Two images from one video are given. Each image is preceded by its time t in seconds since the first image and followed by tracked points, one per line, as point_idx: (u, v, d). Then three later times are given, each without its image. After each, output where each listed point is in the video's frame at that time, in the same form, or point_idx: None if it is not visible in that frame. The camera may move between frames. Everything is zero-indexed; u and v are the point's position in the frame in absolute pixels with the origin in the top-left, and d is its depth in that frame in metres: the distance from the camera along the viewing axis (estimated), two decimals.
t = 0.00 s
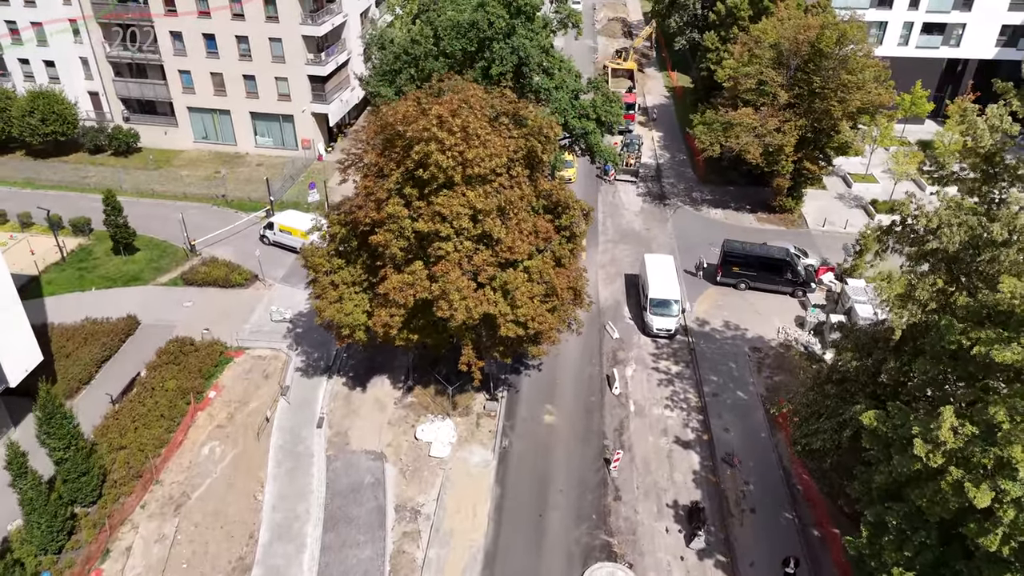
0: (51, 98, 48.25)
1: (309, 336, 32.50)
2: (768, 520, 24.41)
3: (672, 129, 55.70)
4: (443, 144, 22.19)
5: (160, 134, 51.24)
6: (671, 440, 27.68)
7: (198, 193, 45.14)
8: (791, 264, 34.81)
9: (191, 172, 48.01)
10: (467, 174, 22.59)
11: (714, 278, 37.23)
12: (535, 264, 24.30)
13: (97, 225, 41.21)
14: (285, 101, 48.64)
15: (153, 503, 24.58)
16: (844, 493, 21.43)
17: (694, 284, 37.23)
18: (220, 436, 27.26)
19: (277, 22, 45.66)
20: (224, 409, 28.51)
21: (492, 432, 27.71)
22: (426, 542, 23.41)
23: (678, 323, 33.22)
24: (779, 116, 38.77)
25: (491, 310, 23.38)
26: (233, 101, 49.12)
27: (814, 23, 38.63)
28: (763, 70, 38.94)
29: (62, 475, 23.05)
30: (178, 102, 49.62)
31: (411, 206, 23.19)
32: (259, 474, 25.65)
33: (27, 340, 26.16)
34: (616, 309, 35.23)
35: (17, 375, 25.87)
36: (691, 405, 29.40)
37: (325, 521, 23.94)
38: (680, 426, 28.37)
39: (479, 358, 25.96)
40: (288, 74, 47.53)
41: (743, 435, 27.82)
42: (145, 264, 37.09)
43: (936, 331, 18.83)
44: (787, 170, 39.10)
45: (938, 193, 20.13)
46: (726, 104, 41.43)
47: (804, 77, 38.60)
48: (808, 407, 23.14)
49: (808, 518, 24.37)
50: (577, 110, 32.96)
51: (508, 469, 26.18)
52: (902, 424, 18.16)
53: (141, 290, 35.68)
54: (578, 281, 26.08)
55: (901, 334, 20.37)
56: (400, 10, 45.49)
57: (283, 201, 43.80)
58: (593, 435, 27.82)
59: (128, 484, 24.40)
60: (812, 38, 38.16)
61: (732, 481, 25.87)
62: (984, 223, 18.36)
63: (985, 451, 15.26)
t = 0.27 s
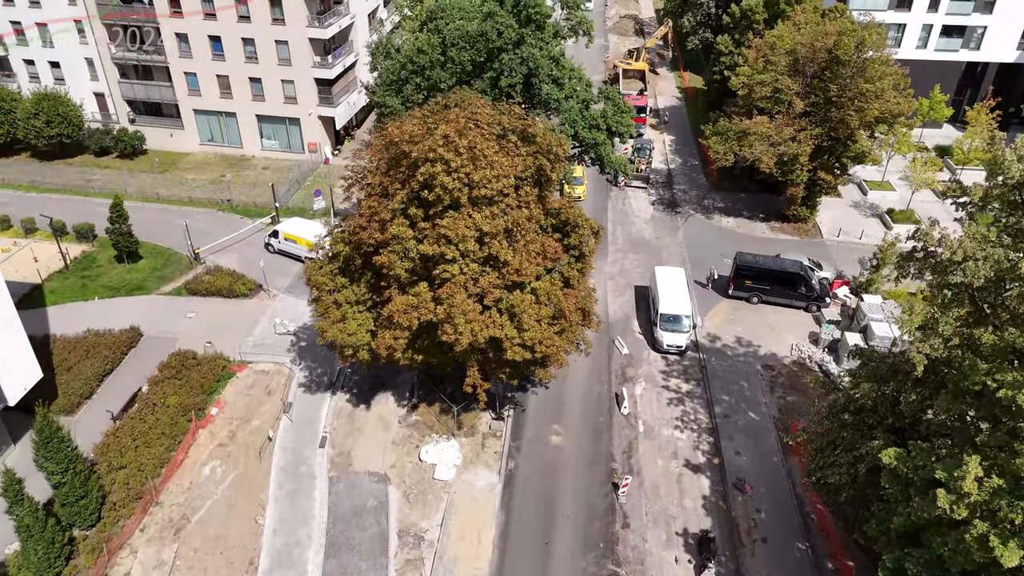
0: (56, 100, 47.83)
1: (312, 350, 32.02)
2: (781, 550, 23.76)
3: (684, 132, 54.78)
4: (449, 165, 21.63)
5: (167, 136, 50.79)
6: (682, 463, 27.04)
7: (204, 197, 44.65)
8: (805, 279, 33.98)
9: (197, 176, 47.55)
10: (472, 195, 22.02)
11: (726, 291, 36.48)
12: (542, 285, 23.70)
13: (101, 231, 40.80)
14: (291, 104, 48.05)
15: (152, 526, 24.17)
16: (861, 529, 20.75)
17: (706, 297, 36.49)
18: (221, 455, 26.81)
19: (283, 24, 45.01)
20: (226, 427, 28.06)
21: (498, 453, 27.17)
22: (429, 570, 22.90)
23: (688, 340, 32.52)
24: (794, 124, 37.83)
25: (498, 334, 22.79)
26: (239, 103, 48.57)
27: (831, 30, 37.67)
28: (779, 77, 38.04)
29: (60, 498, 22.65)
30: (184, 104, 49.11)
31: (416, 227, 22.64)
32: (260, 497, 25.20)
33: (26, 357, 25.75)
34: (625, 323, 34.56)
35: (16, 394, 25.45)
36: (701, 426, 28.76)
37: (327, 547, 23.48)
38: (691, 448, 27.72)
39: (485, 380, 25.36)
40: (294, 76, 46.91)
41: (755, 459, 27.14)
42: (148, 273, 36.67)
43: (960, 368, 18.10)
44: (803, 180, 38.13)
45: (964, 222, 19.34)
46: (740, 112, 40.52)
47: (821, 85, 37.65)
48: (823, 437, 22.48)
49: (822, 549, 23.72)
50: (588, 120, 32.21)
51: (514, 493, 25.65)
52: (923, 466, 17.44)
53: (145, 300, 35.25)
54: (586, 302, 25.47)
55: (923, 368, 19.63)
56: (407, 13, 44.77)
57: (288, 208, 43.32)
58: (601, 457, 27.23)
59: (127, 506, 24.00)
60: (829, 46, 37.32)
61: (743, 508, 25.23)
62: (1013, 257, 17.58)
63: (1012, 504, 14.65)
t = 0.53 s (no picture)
0: (56, 103, 47.28)
1: (312, 366, 31.50)
2: None
3: (692, 136, 53.94)
4: (451, 190, 20.99)
5: (168, 139, 50.24)
6: (689, 488, 26.44)
7: (205, 203, 44.09)
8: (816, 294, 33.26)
9: (198, 180, 47.01)
10: (475, 220, 21.39)
11: (734, 305, 35.78)
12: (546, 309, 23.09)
13: (100, 239, 40.31)
14: (293, 108, 47.41)
15: (149, 551, 23.73)
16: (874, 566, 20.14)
17: (713, 311, 35.79)
18: (219, 477, 26.34)
19: (286, 27, 44.32)
20: (224, 447, 27.58)
21: (501, 476, 26.62)
22: None
23: (695, 356, 31.86)
24: (805, 134, 37.03)
25: (501, 360, 22.21)
26: (241, 107, 47.94)
27: (844, 38, 36.82)
28: (790, 86, 37.20)
29: (55, 525, 22.23)
30: (186, 107, 48.50)
31: (418, 251, 22.01)
32: (258, 521, 24.73)
33: (20, 378, 25.27)
34: (631, 338, 33.91)
35: (11, 415, 24.87)
36: (709, 448, 28.15)
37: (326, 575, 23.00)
38: (698, 472, 27.12)
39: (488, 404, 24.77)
40: (297, 80, 46.23)
41: (764, 483, 26.53)
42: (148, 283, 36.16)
43: (981, 407, 17.44)
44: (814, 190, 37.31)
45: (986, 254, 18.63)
46: (750, 121, 39.72)
47: (833, 93, 36.81)
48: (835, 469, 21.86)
49: None
50: (595, 132, 31.43)
51: (517, 519, 25.12)
52: (941, 510, 16.82)
53: (144, 312, 34.78)
54: (592, 325, 24.85)
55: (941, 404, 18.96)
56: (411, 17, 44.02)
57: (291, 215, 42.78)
58: (606, 481, 26.65)
59: (123, 531, 23.62)
60: (842, 54, 36.48)
61: (752, 536, 24.64)
62: None
63: None
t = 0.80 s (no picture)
0: (52, 108, 46.65)
1: (310, 383, 30.97)
2: None
3: (696, 140, 53.19)
4: (450, 216, 20.43)
5: (166, 144, 49.60)
6: (693, 513, 25.89)
7: (202, 210, 43.51)
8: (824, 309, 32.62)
9: (196, 186, 46.40)
10: (475, 246, 20.81)
11: (739, 319, 35.15)
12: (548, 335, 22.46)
13: (96, 248, 39.75)
14: (292, 113, 46.73)
15: None
16: None
17: (718, 324, 35.17)
18: (214, 501, 25.84)
19: (284, 32, 43.59)
20: (220, 468, 27.07)
21: (501, 500, 26.10)
22: None
23: (700, 374, 31.26)
24: (813, 145, 36.31)
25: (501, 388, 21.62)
26: (239, 111, 47.28)
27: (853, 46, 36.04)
28: (798, 95, 36.47)
29: (45, 555, 21.77)
30: (183, 111, 47.84)
31: (416, 277, 21.46)
32: (254, 548, 24.26)
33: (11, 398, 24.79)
34: (634, 353, 33.33)
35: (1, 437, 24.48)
36: (714, 470, 27.59)
37: None
38: (702, 496, 26.58)
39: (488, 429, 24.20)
40: (296, 85, 45.54)
41: (770, 509, 25.98)
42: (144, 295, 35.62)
43: (999, 449, 16.85)
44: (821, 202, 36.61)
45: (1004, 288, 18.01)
46: (756, 129, 39.00)
47: (840, 103, 36.09)
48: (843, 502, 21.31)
49: None
50: (598, 144, 30.66)
51: (518, 546, 24.60)
52: (957, 557, 16.26)
53: (139, 325, 34.26)
54: (595, 349, 24.27)
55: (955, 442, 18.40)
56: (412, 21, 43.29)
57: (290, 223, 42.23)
58: (609, 506, 26.11)
59: (116, 559, 23.15)
60: (851, 62, 35.72)
61: (757, 564, 24.11)
62: None
63: None
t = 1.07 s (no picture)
0: (46, 114, 45.97)
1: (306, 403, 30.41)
2: None
3: (699, 145, 52.48)
4: (447, 244, 19.84)
5: (161, 150, 48.91)
6: (697, 541, 25.34)
7: (198, 219, 42.89)
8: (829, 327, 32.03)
9: (192, 194, 45.75)
10: (472, 275, 20.22)
11: (743, 334, 34.55)
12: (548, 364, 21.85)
13: (90, 259, 39.14)
14: (289, 119, 46.03)
15: None
16: None
17: (721, 340, 34.56)
18: (208, 527, 25.30)
19: (281, 38, 42.86)
20: (214, 493, 26.54)
21: (501, 526, 25.59)
22: None
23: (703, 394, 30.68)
24: (818, 156, 35.64)
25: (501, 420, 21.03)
26: (235, 118, 46.58)
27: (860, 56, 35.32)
28: (803, 106, 35.80)
29: None
30: (179, 118, 47.15)
31: (412, 305, 20.89)
32: None
33: None
34: (636, 371, 32.76)
35: None
36: (717, 495, 27.05)
37: None
38: (706, 522, 26.05)
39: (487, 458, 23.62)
40: (292, 91, 44.83)
41: (774, 536, 25.43)
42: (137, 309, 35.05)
43: (1015, 494, 16.27)
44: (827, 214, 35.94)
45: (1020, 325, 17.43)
46: (761, 140, 38.32)
47: (847, 113, 35.38)
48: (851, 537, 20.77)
49: None
50: (600, 158, 29.85)
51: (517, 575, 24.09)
52: None
53: (133, 340, 33.69)
54: (596, 376, 23.69)
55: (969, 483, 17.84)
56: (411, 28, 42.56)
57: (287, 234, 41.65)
58: (610, 533, 25.58)
59: None
60: (857, 73, 35.03)
61: None
62: None
63: None
